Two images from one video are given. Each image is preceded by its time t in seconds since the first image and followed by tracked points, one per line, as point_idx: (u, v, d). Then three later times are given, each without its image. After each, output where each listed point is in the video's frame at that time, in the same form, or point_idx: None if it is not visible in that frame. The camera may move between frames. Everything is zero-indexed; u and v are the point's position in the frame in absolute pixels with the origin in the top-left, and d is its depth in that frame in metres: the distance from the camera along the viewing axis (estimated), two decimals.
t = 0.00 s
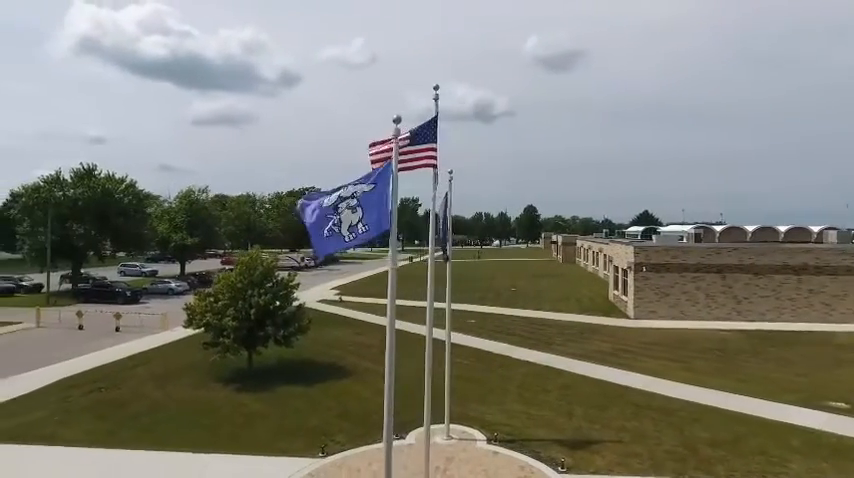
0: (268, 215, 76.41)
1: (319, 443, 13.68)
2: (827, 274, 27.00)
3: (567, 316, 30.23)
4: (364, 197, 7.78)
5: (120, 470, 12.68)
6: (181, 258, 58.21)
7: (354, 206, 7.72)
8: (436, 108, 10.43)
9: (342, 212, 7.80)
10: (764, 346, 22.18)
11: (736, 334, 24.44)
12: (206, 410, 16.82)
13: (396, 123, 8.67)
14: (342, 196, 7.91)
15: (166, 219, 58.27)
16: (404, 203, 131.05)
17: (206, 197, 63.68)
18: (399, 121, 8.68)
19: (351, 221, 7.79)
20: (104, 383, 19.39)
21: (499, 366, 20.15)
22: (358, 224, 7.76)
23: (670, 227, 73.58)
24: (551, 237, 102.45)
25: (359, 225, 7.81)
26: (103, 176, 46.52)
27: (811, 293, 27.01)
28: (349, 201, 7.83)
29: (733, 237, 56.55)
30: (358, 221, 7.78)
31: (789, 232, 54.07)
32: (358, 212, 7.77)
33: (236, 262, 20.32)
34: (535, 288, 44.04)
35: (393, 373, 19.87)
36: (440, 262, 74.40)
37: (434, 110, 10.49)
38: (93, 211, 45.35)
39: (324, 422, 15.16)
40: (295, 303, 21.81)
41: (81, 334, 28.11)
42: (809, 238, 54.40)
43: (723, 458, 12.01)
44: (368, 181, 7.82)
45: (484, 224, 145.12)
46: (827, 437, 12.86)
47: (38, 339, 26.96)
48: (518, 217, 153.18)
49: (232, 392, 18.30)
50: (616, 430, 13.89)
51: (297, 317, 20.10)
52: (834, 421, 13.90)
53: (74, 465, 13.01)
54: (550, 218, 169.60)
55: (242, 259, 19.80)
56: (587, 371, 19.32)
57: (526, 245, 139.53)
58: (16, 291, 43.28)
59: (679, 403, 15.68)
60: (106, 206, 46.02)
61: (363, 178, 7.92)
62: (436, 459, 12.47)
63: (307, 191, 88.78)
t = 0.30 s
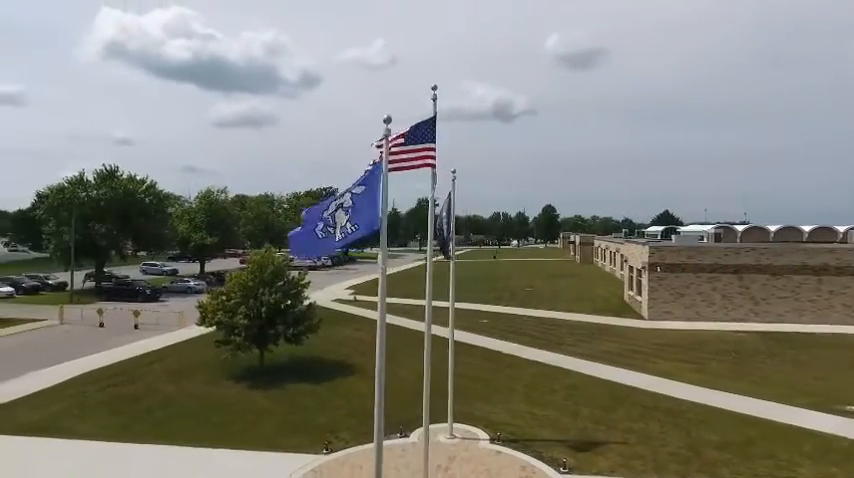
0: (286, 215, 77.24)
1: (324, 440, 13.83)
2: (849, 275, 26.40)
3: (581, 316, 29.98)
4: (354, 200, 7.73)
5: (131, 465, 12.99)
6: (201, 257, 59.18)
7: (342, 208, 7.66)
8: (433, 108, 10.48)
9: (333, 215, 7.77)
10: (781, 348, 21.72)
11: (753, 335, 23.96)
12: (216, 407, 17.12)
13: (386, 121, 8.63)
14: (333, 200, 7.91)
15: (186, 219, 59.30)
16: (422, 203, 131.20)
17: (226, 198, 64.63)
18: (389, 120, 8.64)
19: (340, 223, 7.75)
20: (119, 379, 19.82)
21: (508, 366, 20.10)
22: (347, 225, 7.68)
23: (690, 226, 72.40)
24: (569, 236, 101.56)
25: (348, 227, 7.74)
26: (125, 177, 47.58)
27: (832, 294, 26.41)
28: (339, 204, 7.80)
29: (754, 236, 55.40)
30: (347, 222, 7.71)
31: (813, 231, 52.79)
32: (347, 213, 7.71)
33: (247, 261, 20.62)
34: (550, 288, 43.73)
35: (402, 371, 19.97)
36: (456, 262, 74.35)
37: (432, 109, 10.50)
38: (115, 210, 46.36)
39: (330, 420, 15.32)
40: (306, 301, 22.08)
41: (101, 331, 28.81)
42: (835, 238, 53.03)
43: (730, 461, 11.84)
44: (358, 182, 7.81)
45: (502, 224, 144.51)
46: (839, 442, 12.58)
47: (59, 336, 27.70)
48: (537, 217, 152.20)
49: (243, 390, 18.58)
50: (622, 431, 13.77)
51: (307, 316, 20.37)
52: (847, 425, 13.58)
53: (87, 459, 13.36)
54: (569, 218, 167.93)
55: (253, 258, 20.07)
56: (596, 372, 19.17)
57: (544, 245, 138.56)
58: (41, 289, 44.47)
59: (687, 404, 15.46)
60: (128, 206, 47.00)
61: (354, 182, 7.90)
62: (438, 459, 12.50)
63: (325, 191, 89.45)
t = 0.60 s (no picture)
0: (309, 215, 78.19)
1: (333, 437, 14.04)
2: None
3: (599, 317, 29.66)
4: (347, 199, 7.87)
5: (146, 458, 13.39)
6: (225, 257, 60.37)
7: (334, 207, 7.80)
8: (435, 109, 10.55)
9: (325, 213, 7.91)
10: (804, 351, 21.13)
11: (775, 338, 23.35)
12: (230, 403, 17.48)
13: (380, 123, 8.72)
14: (325, 199, 8.04)
15: (211, 219, 60.55)
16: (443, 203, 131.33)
17: (249, 198, 65.77)
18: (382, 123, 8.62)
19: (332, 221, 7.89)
20: (140, 374, 20.39)
21: (520, 366, 20.02)
22: (339, 222, 7.79)
23: (717, 226, 70.79)
24: (593, 236, 100.37)
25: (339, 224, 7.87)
26: (152, 178, 48.94)
27: None
28: (331, 203, 7.95)
29: (783, 236, 53.92)
30: (339, 219, 7.82)
31: (846, 232, 51.12)
32: (338, 212, 7.85)
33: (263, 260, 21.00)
34: (570, 288, 43.32)
35: (414, 370, 20.11)
36: (477, 263, 74.11)
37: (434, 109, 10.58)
38: (142, 211, 47.68)
39: (340, 417, 15.50)
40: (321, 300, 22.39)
41: (126, 328, 29.66)
42: None
43: (739, 466, 11.61)
44: (350, 182, 7.92)
45: (525, 224, 143.58)
46: None
47: (87, 332, 28.60)
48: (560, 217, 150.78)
49: (257, 386, 18.93)
50: (631, 432, 13.59)
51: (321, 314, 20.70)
52: None
53: (105, 452, 13.82)
54: (594, 218, 165.95)
55: (269, 258, 20.44)
56: (609, 373, 18.99)
57: (568, 245, 137.19)
58: (73, 287, 45.99)
59: (700, 407, 15.21)
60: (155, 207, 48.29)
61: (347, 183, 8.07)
62: (442, 457, 12.55)
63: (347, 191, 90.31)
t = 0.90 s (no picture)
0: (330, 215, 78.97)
1: (340, 433, 14.23)
2: None
3: (617, 318, 29.27)
4: (340, 198, 7.97)
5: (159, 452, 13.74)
6: (248, 256, 61.41)
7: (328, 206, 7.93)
8: (436, 109, 10.61)
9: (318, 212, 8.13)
10: (827, 354, 20.53)
11: (798, 341, 22.72)
12: (243, 399, 17.82)
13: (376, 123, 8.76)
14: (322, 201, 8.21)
15: (235, 219, 61.66)
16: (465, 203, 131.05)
17: (272, 198, 66.76)
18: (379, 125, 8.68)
19: (323, 219, 8.05)
20: (159, 370, 20.95)
21: (532, 366, 19.92)
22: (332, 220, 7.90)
23: (745, 226, 69.00)
24: (617, 236, 98.92)
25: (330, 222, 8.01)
26: (177, 180, 50.16)
27: None
28: (327, 203, 8.10)
29: (814, 236, 52.31)
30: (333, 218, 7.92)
31: None
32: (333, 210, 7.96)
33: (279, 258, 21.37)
34: (590, 289, 42.83)
35: (425, 369, 20.19)
36: (498, 262, 73.74)
37: (434, 109, 10.64)
38: (167, 211, 48.81)
39: (348, 414, 15.68)
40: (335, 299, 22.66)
41: (149, 325, 30.46)
42: None
43: (747, 470, 11.38)
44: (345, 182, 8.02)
45: (548, 224, 142.29)
46: None
47: (112, 329, 29.48)
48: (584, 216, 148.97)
49: (271, 383, 19.28)
50: (639, 434, 13.42)
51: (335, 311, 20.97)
52: None
53: (121, 445, 14.24)
54: (619, 218, 163.49)
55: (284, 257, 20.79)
56: (622, 374, 18.76)
57: (592, 245, 135.42)
58: (101, 285, 47.36)
59: (713, 410, 14.89)
60: (179, 207, 49.42)
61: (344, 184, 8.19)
62: (446, 455, 12.56)
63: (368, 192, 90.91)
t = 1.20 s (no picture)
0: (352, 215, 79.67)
1: (347, 430, 14.43)
2: None
3: (634, 319, 28.86)
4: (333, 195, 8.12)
5: (172, 445, 14.15)
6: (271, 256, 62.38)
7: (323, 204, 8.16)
8: (436, 109, 10.71)
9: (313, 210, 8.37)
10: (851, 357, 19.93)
11: (821, 343, 22.10)
12: (256, 395, 18.19)
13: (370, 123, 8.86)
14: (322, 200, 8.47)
15: (258, 218, 62.70)
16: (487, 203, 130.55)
17: (294, 198, 67.68)
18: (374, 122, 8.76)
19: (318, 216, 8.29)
20: (178, 366, 21.51)
21: (543, 366, 19.84)
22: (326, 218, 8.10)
23: (774, 225, 67.15)
24: (642, 236, 97.27)
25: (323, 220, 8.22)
26: (201, 180, 51.30)
27: None
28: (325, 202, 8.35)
29: (846, 236, 50.62)
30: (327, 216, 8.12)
31: None
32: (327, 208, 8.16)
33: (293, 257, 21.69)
34: (610, 289, 42.30)
35: (436, 368, 20.30)
36: (519, 262, 73.29)
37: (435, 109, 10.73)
38: (192, 211, 49.91)
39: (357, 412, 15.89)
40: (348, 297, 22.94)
41: (172, 322, 31.25)
42: None
43: (754, 474, 11.18)
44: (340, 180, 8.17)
45: (572, 223, 140.73)
46: None
47: (136, 326, 30.34)
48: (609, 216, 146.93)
49: (284, 380, 19.64)
50: (647, 436, 13.28)
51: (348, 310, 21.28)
52: None
53: (137, 438, 14.71)
54: (645, 217, 160.67)
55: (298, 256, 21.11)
56: (635, 375, 18.54)
57: (616, 246, 133.43)
58: (129, 284, 48.70)
59: (725, 413, 14.64)
60: (203, 207, 50.49)
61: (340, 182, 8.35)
62: (449, 453, 12.65)
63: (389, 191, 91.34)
